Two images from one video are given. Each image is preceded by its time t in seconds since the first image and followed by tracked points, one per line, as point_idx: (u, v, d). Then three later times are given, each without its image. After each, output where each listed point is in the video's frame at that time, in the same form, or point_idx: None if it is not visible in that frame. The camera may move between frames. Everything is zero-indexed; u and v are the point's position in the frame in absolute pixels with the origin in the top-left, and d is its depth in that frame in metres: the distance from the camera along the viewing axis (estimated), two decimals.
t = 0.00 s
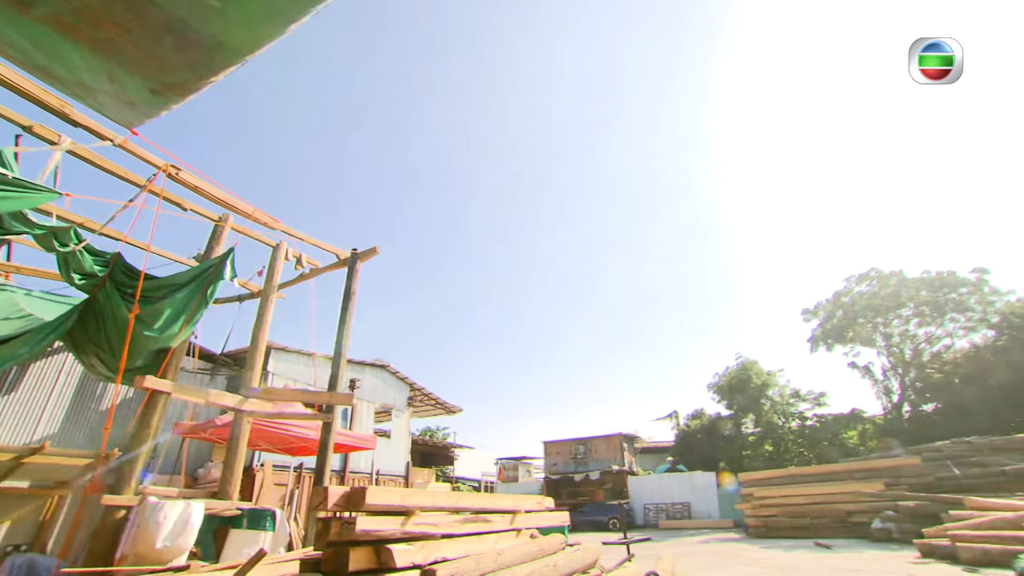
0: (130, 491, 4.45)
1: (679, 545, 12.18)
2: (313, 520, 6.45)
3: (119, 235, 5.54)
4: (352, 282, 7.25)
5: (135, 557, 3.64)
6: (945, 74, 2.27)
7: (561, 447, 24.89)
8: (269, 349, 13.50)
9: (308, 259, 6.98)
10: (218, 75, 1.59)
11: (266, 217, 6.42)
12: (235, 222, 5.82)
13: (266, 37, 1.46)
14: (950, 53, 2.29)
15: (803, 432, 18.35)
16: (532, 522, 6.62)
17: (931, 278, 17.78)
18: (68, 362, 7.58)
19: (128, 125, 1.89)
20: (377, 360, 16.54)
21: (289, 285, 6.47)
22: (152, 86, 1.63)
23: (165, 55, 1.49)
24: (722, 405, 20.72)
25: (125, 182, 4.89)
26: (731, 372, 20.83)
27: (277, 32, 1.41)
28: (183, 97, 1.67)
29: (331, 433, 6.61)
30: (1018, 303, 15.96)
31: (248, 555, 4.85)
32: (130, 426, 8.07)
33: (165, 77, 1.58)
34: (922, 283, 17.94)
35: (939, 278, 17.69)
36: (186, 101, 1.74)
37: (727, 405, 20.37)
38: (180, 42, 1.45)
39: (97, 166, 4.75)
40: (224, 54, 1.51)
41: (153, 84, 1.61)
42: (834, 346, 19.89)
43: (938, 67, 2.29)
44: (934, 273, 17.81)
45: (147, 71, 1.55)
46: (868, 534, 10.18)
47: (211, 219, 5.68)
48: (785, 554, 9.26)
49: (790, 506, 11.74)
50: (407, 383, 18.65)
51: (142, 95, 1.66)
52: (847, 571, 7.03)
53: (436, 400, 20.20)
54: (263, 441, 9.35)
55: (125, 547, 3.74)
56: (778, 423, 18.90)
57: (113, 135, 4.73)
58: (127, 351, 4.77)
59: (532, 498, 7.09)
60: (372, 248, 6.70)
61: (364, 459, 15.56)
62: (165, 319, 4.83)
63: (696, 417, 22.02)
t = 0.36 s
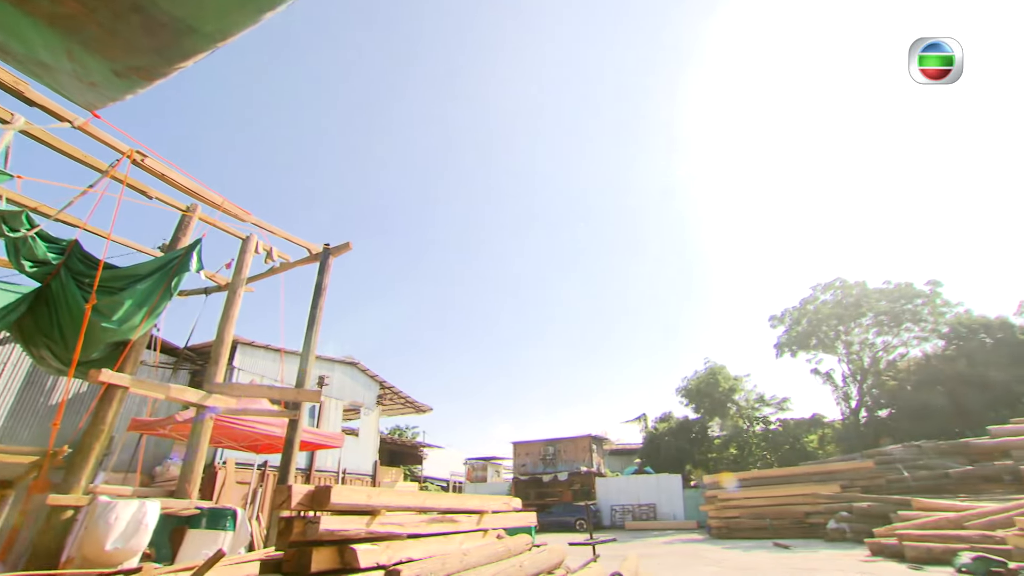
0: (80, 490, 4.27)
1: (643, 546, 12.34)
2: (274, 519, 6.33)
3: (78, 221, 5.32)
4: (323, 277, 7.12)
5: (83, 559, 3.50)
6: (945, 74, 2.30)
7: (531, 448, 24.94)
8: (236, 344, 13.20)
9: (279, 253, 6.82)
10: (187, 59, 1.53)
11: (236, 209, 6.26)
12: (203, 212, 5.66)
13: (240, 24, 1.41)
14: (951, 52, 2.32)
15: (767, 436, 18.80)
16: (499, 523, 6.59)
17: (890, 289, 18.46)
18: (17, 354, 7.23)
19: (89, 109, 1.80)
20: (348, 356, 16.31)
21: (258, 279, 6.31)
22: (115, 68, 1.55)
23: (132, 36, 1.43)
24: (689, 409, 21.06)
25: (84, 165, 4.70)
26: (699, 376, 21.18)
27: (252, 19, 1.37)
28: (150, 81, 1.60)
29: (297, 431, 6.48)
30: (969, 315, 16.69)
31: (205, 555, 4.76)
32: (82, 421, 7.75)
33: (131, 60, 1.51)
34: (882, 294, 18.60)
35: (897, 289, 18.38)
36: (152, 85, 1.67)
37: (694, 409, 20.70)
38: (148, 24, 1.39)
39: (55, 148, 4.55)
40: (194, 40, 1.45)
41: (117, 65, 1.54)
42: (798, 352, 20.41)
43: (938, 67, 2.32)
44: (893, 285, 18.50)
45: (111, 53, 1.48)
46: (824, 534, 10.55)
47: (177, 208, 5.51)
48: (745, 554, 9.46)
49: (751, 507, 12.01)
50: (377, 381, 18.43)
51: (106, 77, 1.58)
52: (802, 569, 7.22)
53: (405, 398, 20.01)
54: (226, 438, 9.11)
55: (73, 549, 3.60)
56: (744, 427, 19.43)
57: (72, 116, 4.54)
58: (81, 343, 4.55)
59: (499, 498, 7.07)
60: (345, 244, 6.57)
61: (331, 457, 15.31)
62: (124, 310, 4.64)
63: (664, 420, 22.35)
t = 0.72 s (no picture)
0: (28, 489, 4.05)
1: (612, 546, 12.43)
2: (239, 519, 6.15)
3: (37, 207, 5.10)
4: (296, 272, 6.98)
5: (30, 561, 3.29)
6: (945, 75, 2.12)
7: (502, 448, 24.91)
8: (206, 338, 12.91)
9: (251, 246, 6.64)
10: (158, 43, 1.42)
11: (207, 200, 6.08)
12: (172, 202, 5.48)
13: (215, 11, 1.32)
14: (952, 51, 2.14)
15: (734, 439, 19.17)
16: (469, 523, 6.53)
17: (855, 298, 19.02)
18: None
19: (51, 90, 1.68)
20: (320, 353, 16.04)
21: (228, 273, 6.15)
22: (78, 48, 1.44)
23: (97, 16, 1.32)
24: (660, 412, 21.30)
25: (45, 150, 4.48)
26: (671, 380, 21.45)
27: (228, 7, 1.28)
28: (116, 65, 1.49)
29: (265, 429, 6.34)
30: (926, 324, 17.36)
31: (163, 557, 4.50)
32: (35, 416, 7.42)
33: (97, 41, 1.40)
34: (847, 303, 19.16)
35: (862, 298, 18.95)
36: (120, 69, 1.55)
37: (665, 412, 20.95)
38: (115, 5, 1.28)
39: (13, 129, 4.34)
40: (165, 24, 1.35)
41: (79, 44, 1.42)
42: (767, 358, 20.82)
43: (937, 66, 2.14)
44: (858, 294, 19.07)
45: (75, 32, 1.37)
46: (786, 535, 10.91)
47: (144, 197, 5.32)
48: (710, 554, 9.62)
49: (717, 509, 12.20)
50: (349, 378, 18.19)
51: (70, 58, 1.47)
52: (764, 569, 7.37)
53: (377, 397, 19.78)
54: (191, 435, 8.86)
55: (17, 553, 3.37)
56: (712, 430, 19.71)
57: (33, 97, 4.33)
58: (34, 334, 4.29)
59: (469, 498, 7.02)
60: (319, 240, 6.45)
61: (300, 455, 15.03)
62: (83, 301, 4.45)
63: (635, 423, 22.58)
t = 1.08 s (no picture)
0: None
1: (582, 547, 12.45)
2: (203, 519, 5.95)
3: None
4: (269, 267, 6.76)
5: None
6: (945, 74, 2.35)
7: (476, 448, 24.74)
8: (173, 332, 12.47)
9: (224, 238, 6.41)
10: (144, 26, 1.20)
11: (178, 190, 5.83)
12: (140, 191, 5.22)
13: None
14: (950, 53, 2.36)
15: (705, 442, 19.42)
16: (440, 523, 6.40)
17: (824, 306, 19.43)
18: None
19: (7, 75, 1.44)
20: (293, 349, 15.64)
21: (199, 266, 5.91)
22: (39, 27, 1.20)
23: None
24: (633, 414, 21.42)
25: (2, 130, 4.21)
26: (645, 382, 21.58)
27: None
28: (84, 47, 1.26)
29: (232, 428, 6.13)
30: (889, 332, 17.83)
31: (121, 558, 4.27)
32: None
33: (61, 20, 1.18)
34: (816, 310, 19.55)
35: (831, 306, 19.37)
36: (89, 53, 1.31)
37: (638, 414, 21.06)
38: None
39: None
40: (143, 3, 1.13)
41: (45, 26, 1.18)
42: (738, 362, 21.13)
43: (938, 67, 2.37)
44: (827, 302, 19.48)
45: (34, 8, 1.14)
46: (752, 536, 11.05)
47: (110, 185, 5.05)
48: (678, 554, 9.69)
49: (686, 510, 12.28)
50: (322, 376, 17.83)
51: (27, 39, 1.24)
52: (729, 569, 7.42)
53: (350, 394, 19.46)
54: (155, 432, 8.51)
55: None
56: (683, 432, 19.90)
57: None
58: None
59: (440, 499, 6.89)
60: (294, 233, 6.26)
61: (268, 454, 14.65)
62: (41, 291, 4.10)
63: (608, 424, 22.68)
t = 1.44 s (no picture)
0: None
1: (555, 547, 12.40)
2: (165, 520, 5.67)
3: None
4: (243, 260, 6.50)
5: None
6: (947, 74, 2.56)
7: (451, 448, 24.47)
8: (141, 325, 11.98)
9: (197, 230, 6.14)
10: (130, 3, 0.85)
11: (151, 179, 5.51)
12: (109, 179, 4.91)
13: None
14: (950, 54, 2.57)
15: (677, 444, 19.59)
16: (412, 523, 6.22)
17: (795, 312, 19.76)
18: None
19: None
20: (267, 345, 15.19)
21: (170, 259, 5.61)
22: None
23: None
24: (608, 415, 21.48)
25: None
26: (620, 384, 21.64)
27: None
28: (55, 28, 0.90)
29: (202, 423, 5.91)
30: (857, 339, 18.17)
31: (76, 562, 3.82)
32: None
33: None
34: (788, 316, 19.88)
35: (802, 312, 19.71)
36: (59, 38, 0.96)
37: (612, 416, 21.13)
38: None
39: None
40: None
41: None
42: (711, 366, 21.36)
43: (939, 67, 2.58)
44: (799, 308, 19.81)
45: None
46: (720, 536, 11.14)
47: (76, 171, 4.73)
48: (648, 555, 9.70)
49: (658, 511, 12.29)
50: (296, 372, 17.42)
51: None
52: (697, 569, 7.42)
53: (324, 392, 19.08)
54: (117, 429, 8.09)
55: None
56: (656, 434, 19.98)
57: None
58: None
59: (412, 498, 6.72)
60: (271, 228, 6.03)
61: (238, 451, 14.22)
62: None
63: (583, 425, 22.69)
